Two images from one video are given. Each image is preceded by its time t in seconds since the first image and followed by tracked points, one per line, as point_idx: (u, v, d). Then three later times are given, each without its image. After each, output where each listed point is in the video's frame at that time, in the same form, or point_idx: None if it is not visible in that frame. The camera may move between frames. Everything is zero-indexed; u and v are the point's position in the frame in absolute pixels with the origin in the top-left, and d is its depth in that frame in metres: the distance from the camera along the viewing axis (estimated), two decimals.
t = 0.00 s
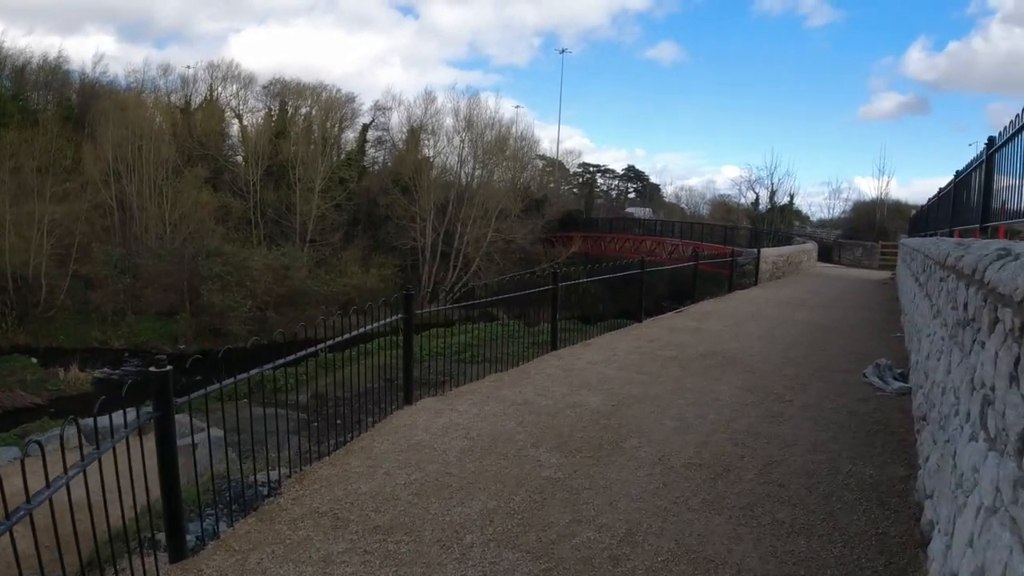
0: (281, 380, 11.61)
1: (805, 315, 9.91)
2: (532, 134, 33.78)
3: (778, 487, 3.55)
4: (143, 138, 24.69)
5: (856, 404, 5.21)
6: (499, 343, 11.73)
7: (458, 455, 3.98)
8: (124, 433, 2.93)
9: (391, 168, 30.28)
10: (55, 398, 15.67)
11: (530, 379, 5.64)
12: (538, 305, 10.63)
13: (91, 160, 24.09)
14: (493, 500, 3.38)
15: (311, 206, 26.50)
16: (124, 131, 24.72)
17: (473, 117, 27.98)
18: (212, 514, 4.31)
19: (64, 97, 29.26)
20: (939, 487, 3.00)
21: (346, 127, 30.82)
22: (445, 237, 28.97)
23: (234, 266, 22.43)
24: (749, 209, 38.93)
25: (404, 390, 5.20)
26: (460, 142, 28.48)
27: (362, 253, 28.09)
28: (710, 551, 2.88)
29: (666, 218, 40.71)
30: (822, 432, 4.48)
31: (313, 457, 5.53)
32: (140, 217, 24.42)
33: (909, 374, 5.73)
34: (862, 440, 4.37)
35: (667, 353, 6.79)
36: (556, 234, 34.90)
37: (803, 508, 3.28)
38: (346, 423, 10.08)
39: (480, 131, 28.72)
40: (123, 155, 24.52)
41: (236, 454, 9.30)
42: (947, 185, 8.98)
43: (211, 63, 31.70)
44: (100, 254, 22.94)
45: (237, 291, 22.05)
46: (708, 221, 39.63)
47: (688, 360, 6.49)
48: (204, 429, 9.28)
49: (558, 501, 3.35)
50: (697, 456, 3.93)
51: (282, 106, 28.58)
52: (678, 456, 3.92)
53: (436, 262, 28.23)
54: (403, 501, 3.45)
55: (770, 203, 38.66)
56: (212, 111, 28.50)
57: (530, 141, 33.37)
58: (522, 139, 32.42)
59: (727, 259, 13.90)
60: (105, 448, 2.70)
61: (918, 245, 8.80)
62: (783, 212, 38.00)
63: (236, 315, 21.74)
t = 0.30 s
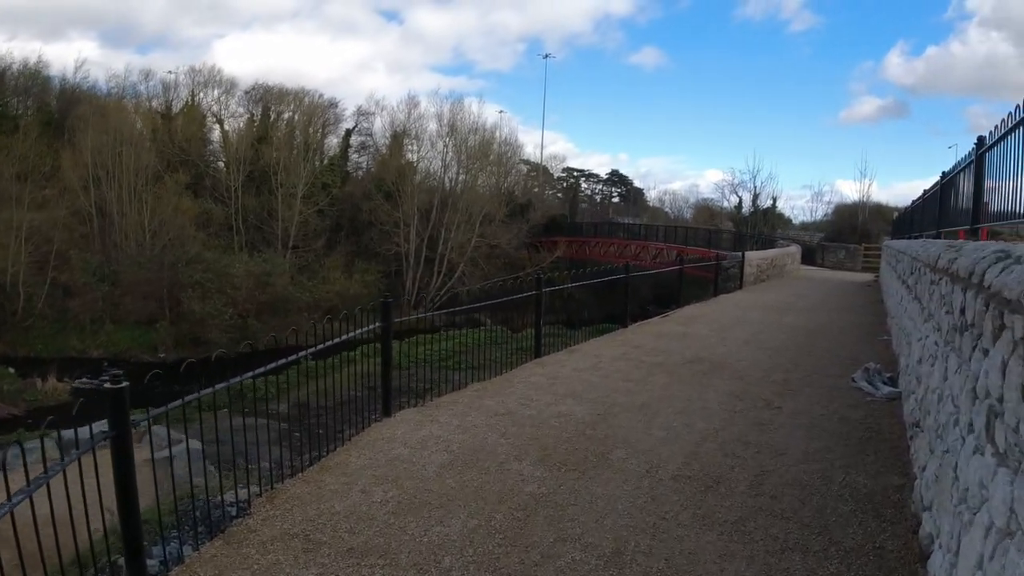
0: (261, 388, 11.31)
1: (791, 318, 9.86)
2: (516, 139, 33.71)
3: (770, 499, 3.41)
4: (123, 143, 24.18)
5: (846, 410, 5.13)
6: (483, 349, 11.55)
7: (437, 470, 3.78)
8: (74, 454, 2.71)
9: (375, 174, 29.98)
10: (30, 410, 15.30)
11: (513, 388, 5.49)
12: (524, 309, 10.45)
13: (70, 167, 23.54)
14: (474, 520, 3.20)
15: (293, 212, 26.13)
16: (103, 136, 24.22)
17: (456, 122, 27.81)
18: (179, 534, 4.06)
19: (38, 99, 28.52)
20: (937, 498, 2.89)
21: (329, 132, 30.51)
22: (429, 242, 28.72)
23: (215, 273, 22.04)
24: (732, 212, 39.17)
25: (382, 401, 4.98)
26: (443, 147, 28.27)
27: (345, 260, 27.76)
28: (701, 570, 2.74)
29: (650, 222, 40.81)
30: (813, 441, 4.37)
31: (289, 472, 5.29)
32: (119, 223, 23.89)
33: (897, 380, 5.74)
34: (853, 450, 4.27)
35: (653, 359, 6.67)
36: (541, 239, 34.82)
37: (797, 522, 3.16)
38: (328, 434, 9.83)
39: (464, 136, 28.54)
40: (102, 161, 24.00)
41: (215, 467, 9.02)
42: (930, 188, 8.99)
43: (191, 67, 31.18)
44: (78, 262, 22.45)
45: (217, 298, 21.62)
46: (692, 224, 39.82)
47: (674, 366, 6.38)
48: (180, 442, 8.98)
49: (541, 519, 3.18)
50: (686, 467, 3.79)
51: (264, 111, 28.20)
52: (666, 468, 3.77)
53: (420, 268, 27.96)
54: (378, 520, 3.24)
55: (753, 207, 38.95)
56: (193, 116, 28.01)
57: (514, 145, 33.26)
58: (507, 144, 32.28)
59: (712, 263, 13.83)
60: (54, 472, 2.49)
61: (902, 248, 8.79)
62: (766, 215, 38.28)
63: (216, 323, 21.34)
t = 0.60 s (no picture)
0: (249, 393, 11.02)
1: (787, 322, 9.72)
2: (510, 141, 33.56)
3: (773, 516, 3.24)
4: (114, 144, 23.82)
5: (846, 419, 4.97)
6: (475, 353, 11.29)
7: (422, 484, 3.57)
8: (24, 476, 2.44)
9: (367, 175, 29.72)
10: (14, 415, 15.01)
11: (504, 395, 5.30)
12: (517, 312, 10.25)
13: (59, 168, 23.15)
14: (459, 541, 2.99)
15: (285, 213, 25.83)
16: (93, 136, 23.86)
17: (449, 123, 27.61)
18: (151, 558, 3.84)
19: (28, 99, 27.92)
20: (953, 517, 2.71)
21: (321, 133, 30.22)
22: (422, 244, 28.48)
23: (204, 275, 21.74)
24: (726, 214, 39.16)
25: (367, 412, 4.73)
26: (436, 148, 28.04)
27: (337, 261, 27.48)
28: None
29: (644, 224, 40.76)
30: (816, 452, 4.20)
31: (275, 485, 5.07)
32: (108, 225, 23.51)
33: (899, 387, 5.61)
34: (857, 463, 4.10)
35: (648, 365, 6.50)
36: (534, 241, 34.66)
37: (802, 542, 2.98)
38: (318, 441, 9.59)
39: (457, 137, 28.32)
40: (92, 162, 23.62)
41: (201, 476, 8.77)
42: (928, 191, 8.87)
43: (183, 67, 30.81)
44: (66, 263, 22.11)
45: (207, 300, 21.32)
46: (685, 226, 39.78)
47: (669, 372, 6.20)
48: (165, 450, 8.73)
49: (531, 540, 2.98)
50: (684, 481, 3.61)
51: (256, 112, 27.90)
52: (663, 482, 3.59)
53: (413, 270, 27.72)
54: (357, 541, 3.02)
55: (746, 209, 38.97)
56: (184, 116, 27.65)
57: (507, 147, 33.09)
58: (500, 145, 32.10)
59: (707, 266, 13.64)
60: None
61: (899, 252, 8.67)
62: (759, 217, 38.28)
63: (206, 325, 21.03)
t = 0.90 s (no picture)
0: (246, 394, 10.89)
1: (790, 327, 9.57)
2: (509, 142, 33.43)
3: (782, 535, 3.10)
4: (113, 143, 23.67)
5: (854, 429, 4.84)
6: (473, 354, 11.12)
7: (416, 498, 3.42)
8: None
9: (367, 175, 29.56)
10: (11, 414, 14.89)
11: (502, 402, 5.16)
12: (515, 314, 10.08)
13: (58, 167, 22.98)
14: (454, 560, 2.84)
15: (284, 213, 25.67)
16: (92, 135, 23.69)
17: (449, 124, 27.47)
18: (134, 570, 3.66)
19: (27, 97, 27.74)
20: (973, 540, 2.58)
21: (321, 133, 30.07)
22: (421, 244, 28.35)
23: (203, 274, 21.59)
24: (726, 216, 39.07)
25: (361, 417, 4.56)
26: (436, 149, 27.88)
27: (336, 262, 27.31)
28: None
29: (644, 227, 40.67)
30: (825, 465, 4.07)
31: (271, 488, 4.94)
32: (106, 223, 23.35)
33: (907, 396, 5.48)
34: (868, 477, 3.97)
35: (650, 371, 6.36)
36: (533, 242, 34.54)
37: (814, 564, 2.85)
38: (315, 443, 9.45)
39: (457, 137, 28.17)
40: (91, 161, 23.45)
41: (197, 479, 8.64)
42: (934, 195, 8.74)
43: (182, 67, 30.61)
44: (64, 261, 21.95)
45: (205, 300, 21.18)
46: (684, 228, 39.66)
47: (672, 379, 6.07)
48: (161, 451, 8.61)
49: (530, 560, 2.84)
50: (689, 497, 3.47)
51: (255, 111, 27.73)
52: (668, 497, 3.45)
53: (412, 271, 27.56)
54: (348, 559, 2.87)
55: (746, 212, 38.90)
56: (184, 116, 27.46)
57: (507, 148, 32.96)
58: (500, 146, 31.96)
59: (708, 269, 13.49)
60: None
61: (904, 256, 8.53)
62: (759, 220, 38.19)
63: (204, 325, 20.90)
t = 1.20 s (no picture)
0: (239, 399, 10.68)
1: (790, 330, 9.44)
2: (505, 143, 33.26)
3: (795, 552, 2.95)
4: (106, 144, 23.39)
5: (862, 436, 4.71)
6: (469, 358, 10.92)
7: (410, 514, 3.25)
8: None
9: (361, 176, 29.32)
10: None
11: (499, 409, 5.00)
12: (512, 317, 9.89)
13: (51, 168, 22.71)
14: None
15: (278, 215, 25.42)
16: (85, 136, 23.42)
17: (444, 125, 27.29)
18: None
19: (18, 99, 27.42)
20: (1000, 559, 2.43)
21: (315, 134, 29.83)
22: (416, 246, 28.16)
23: (195, 277, 21.34)
24: (722, 218, 39.01)
25: (352, 427, 4.36)
26: (431, 150, 27.68)
27: (331, 264, 27.10)
28: None
29: (640, 228, 40.58)
30: (835, 476, 3.93)
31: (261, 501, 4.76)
32: (98, 225, 23.09)
33: (914, 401, 5.35)
34: (880, 488, 3.83)
35: (650, 376, 6.21)
36: (529, 244, 34.38)
37: None
38: (308, 449, 9.26)
39: (452, 139, 27.99)
40: (84, 162, 23.17)
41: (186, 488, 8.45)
42: (938, 195, 8.60)
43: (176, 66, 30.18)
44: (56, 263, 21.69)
45: (198, 303, 20.94)
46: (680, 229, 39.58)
47: (672, 384, 5.91)
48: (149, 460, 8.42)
49: None
50: (696, 510, 3.31)
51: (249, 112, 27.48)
52: (675, 511, 3.29)
53: (407, 273, 27.34)
54: None
55: (742, 213, 38.84)
56: (178, 116, 27.12)
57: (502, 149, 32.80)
58: (496, 147, 31.80)
59: (706, 270, 13.33)
60: None
61: (907, 257, 8.40)
62: (755, 221, 38.15)
63: (197, 328, 20.67)
